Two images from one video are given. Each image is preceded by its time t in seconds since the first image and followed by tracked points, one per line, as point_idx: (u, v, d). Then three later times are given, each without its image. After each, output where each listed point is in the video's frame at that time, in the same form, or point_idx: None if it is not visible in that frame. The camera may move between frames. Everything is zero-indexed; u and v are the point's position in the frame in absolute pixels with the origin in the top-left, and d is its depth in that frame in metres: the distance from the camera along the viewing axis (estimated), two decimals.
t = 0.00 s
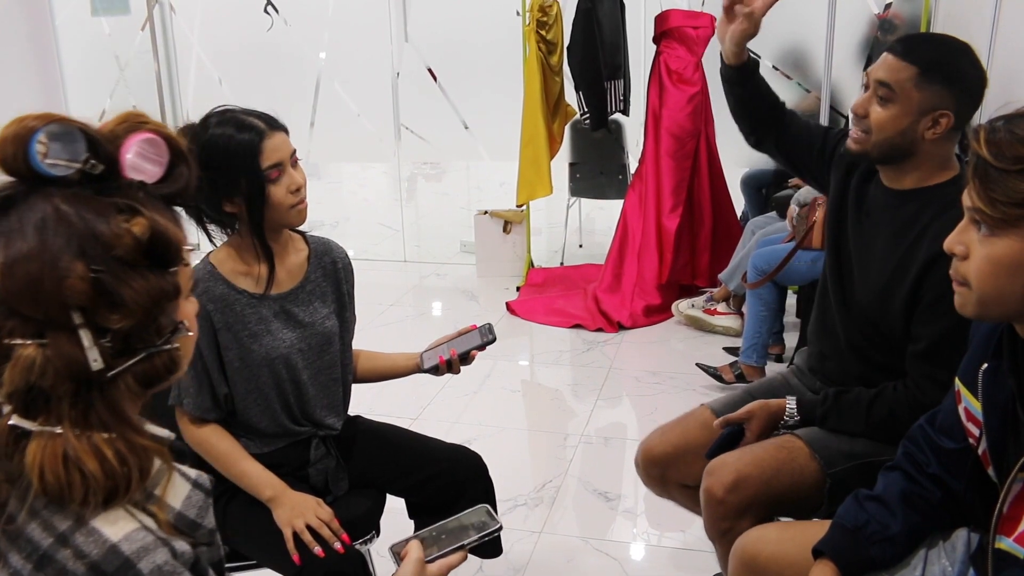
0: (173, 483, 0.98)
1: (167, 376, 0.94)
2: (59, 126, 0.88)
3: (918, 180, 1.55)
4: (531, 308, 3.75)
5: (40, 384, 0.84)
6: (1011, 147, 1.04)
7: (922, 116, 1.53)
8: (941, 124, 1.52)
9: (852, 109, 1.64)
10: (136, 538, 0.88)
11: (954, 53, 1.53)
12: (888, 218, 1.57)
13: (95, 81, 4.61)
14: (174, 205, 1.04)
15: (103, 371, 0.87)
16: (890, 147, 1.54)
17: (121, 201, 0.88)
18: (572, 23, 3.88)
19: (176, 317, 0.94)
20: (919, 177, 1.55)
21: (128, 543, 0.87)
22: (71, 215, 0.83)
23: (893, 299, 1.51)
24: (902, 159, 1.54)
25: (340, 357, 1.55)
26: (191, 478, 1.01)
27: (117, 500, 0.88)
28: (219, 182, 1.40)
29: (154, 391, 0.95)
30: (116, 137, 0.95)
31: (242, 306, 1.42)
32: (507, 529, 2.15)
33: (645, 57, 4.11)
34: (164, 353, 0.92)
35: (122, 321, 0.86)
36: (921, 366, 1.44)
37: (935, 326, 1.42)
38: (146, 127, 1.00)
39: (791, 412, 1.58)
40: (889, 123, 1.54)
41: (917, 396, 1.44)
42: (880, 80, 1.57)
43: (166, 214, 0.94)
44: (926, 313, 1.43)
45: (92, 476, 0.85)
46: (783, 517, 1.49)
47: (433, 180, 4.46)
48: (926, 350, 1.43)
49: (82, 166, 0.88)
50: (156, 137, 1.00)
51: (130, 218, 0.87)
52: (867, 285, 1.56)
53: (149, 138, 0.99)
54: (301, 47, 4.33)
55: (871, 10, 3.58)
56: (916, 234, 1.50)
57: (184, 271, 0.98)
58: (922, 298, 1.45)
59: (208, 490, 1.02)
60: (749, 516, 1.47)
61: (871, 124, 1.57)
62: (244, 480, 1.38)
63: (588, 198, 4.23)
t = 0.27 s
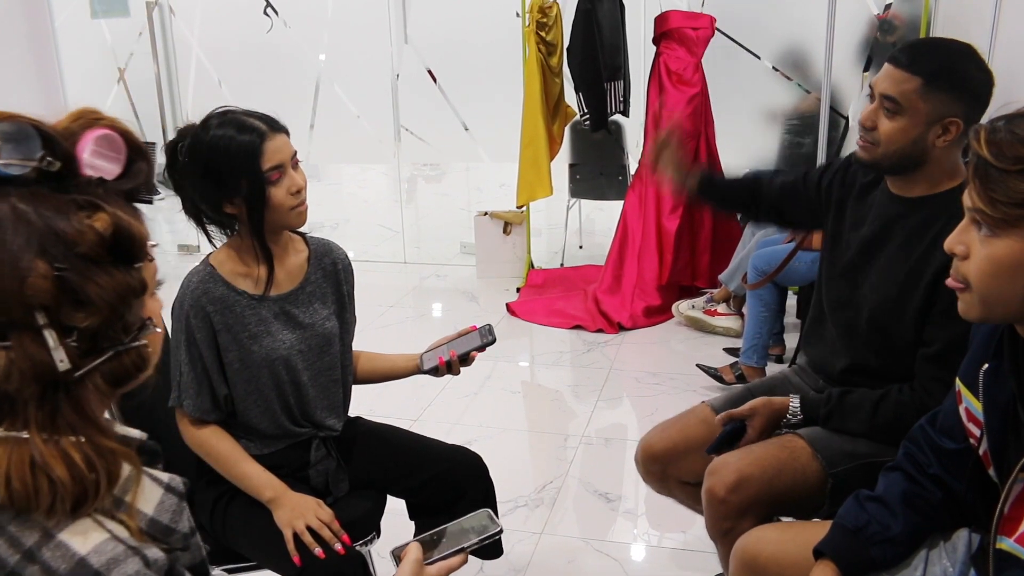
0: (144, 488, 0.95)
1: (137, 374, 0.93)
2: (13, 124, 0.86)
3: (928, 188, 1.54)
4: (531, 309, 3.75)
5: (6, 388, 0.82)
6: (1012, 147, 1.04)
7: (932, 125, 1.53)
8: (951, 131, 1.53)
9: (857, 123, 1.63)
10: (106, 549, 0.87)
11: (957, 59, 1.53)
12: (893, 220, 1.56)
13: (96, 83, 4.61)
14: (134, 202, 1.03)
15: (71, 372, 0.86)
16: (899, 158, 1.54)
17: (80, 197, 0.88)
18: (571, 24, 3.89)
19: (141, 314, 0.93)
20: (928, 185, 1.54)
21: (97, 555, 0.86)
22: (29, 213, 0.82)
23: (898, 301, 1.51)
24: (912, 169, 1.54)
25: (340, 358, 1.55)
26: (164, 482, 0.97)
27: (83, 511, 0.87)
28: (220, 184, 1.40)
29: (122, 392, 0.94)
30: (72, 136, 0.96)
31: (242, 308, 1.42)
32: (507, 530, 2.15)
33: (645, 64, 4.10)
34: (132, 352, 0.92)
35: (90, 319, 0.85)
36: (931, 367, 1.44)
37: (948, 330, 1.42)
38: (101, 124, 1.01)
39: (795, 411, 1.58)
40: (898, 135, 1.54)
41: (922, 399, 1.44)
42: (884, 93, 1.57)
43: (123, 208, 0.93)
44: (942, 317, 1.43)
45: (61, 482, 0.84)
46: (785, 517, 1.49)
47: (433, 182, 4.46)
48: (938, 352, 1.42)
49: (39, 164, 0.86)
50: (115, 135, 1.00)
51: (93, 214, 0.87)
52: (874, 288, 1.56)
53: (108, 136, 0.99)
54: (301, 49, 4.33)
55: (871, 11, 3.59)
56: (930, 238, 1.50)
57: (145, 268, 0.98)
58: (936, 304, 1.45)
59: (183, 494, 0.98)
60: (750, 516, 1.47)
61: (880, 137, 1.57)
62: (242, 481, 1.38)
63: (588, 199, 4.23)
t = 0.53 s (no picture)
0: (116, 486, 0.93)
1: (120, 359, 0.94)
2: None
3: (928, 188, 1.54)
4: (531, 309, 3.75)
5: None
6: (1011, 147, 1.04)
7: (929, 124, 1.55)
8: (949, 130, 1.54)
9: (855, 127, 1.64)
10: (82, 550, 0.86)
11: (951, 60, 1.55)
12: (895, 220, 1.56)
13: (95, 84, 4.61)
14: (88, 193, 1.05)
15: (57, 365, 0.85)
16: (899, 158, 1.54)
17: (52, 192, 0.88)
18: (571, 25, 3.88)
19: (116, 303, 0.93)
20: (927, 184, 1.54)
21: (73, 558, 0.85)
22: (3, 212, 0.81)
23: (900, 301, 1.51)
24: (912, 169, 1.54)
25: (340, 360, 1.55)
26: (138, 480, 0.96)
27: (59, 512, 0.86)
28: (222, 183, 1.40)
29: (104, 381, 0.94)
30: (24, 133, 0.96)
31: (242, 309, 1.41)
32: (507, 531, 2.14)
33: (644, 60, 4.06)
34: (114, 341, 0.92)
35: (73, 309, 0.86)
36: (937, 365, 1.45)
37: (954, 326, 1.43)
38: (51, 121, 1.01)
39: (797, 413, 1.58)
40: (896, 135, 1.56)
41: (925, 399, 1.45)
42: (881, 96, 1.59)
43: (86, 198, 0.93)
44: (947, 314, 1.44)
45: (53, 476, 0.84)
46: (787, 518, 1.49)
47: (433, 182, 4.46)
48: (943, 349, 1.44)
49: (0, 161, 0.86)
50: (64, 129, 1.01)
51: (68, 206, 0.87)
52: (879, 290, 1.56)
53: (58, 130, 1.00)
54: (301, 50, 4.33)
55: (869, 10, 3.59)
56: (934, 237, 1.49)
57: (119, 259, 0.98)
58: (940, 303, 1.45)
59: (157, 489, 0.97)
60: (754, 517, 1.47)
61: (878, 139, 1.58)
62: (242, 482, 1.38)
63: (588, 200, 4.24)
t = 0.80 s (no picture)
0: (105, 484, 0.95)
1: (104, 361, 0.93)
2: None
3: (925, 187, 1.55)
4: (530, 310, 3.75)
5: None
6: (1009, 148, 1.04)
7: (924, 123, 1.55)
8: (944, 128, 1.55)
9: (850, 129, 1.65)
10: (67, 547, 0.85)
11: (944, 58, 1.55)
12: (891, 220, 1.56)
13: (95, 85, 4.61)
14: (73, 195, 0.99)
15: (42, 365, 0.85)
16: (896, 158, 1.55)
17: (36, 192, 0.88)
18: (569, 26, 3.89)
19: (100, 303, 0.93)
20: (924, 183, 1.55)
21: (57, 554, 0.84)
22: None
23: (896, 300, 1.51)
24: (909, 169, 1.55)
25: (340, 362, 1.55)
26: (127, 477, 0.98)
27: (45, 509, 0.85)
28: (229, 181, 1.39)
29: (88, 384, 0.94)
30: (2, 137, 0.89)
31: (240, 311, 1.42)
32: (507, 532, 2.14)
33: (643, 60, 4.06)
34: (99, 340, 0.91)
35: (58, 309, 0.85)
36: (932, 362, 1.45)
37: (950, 326, 1.43)
38: (30, 122, 0.94)
39: (796, 413, 1.59)
40: (891, 136, 1.56)
41: (922, 398, 1.45)
42: (874, 97, 1.60)
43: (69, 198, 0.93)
44: (942, 313, 1.44)
45: (40, 474, 0.83)
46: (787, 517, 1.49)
47: (432, 184, 4.46)
48: (940, 349, 1.43)
49: None
50: (43, 132, 0.95)
51: (50, 207, 0.87)
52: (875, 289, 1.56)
53: (36, 132, 0.94)
54: (300, 51, 4.33)
55: (868, 11, 3.60)
56: (930, 236, 1.49)
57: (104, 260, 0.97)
58: (937, 301, 1.45)
59: (145, 487, 0.99)
60: (755, 517, 1.47)
61: (874, 139, 1.58)
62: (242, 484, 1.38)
63: (587, 201, 4.24)
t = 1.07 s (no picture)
0: (128, 477, 0.93)
1: (129, 354, 0.94)
2: None
3: (922, 188, 1.54)
4: (531, 311, 3.75)
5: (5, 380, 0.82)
6: (1009, 149, 1.04)
7: (920, 124, 1.55)
8: (939, 130, 1.55)
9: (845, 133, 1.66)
10: (95, 534, 0.85)
11: (940, 59, 1.56)
12: (888, 220, 1.56)
13: (95, 86, 4.62)
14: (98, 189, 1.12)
15: (68, 358, 0.86)
16: (893, 160, 1.55)
17: (60, 189, 0.90)
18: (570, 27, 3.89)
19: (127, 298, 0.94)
20: (921, 184, 1.54)
21: (86, 540, 0.84)
22: (14, 210, 0.83)
23: (892, 300, 1.51)
24: (906, 169, 1.54)
25: (340, 362, 1.55)
26: (149, 472, 0.96)
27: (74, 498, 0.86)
28: (241, 180, 1.38)
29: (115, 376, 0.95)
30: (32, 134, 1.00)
31: (243, 310, 1.41)
32: (506, 532, 2.15)
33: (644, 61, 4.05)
34: (123, 334, 0.93)
35: (85, 304, 0.86)
36: (929, 366, 1.46)
37: (947, 326, 1.43)
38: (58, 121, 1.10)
39: (795, 412, 1.57)
40: (886, 138, 1.56)
41: (920, 398, 1.45)
42: (869, 101, 1.60)
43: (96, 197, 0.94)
44: (939, 313, 1.44)
45: (70, 465, 0.84)
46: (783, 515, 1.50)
47: (432, 184, 4.46)
48: (936, 351, 1.44)
49: (12, 161, 0.89)
50: (70, 131, 1.08)
51: (76, 204, 0.89)
52: (873, 288, 1.56)
53: (65, 130, 1.07)
54: (301, 52, 4.34)
55: (868, 12, 3.60)
56: (925, 237, 1.49)
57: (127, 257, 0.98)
58: (934, 299, 1.45)
59: (168, 483, 0.97)
60: (750, 515, 1.47)
61: (870, 142, 1.59)
62: (248, 485, 1.38)
63: (587, 202, 4.24)
